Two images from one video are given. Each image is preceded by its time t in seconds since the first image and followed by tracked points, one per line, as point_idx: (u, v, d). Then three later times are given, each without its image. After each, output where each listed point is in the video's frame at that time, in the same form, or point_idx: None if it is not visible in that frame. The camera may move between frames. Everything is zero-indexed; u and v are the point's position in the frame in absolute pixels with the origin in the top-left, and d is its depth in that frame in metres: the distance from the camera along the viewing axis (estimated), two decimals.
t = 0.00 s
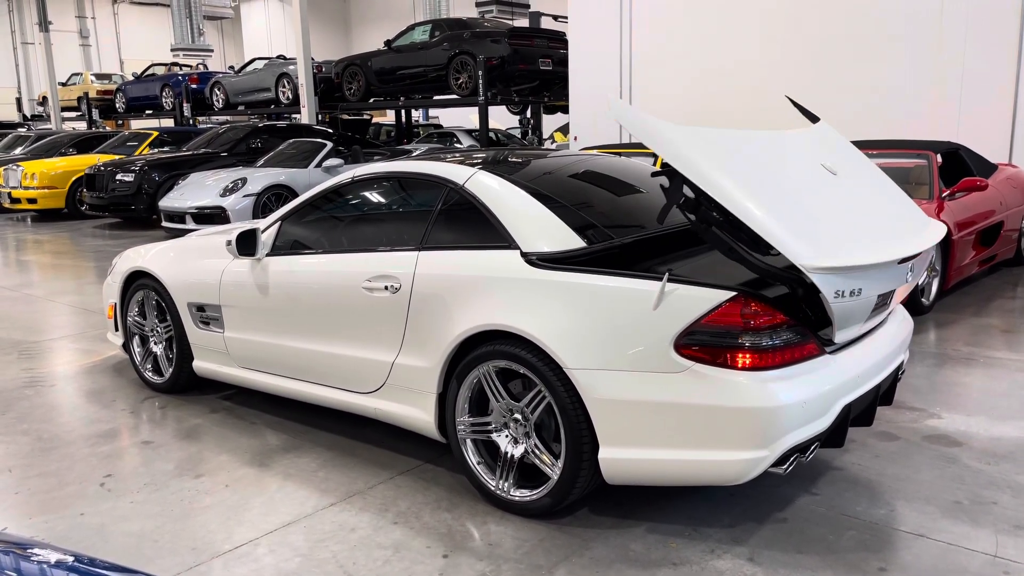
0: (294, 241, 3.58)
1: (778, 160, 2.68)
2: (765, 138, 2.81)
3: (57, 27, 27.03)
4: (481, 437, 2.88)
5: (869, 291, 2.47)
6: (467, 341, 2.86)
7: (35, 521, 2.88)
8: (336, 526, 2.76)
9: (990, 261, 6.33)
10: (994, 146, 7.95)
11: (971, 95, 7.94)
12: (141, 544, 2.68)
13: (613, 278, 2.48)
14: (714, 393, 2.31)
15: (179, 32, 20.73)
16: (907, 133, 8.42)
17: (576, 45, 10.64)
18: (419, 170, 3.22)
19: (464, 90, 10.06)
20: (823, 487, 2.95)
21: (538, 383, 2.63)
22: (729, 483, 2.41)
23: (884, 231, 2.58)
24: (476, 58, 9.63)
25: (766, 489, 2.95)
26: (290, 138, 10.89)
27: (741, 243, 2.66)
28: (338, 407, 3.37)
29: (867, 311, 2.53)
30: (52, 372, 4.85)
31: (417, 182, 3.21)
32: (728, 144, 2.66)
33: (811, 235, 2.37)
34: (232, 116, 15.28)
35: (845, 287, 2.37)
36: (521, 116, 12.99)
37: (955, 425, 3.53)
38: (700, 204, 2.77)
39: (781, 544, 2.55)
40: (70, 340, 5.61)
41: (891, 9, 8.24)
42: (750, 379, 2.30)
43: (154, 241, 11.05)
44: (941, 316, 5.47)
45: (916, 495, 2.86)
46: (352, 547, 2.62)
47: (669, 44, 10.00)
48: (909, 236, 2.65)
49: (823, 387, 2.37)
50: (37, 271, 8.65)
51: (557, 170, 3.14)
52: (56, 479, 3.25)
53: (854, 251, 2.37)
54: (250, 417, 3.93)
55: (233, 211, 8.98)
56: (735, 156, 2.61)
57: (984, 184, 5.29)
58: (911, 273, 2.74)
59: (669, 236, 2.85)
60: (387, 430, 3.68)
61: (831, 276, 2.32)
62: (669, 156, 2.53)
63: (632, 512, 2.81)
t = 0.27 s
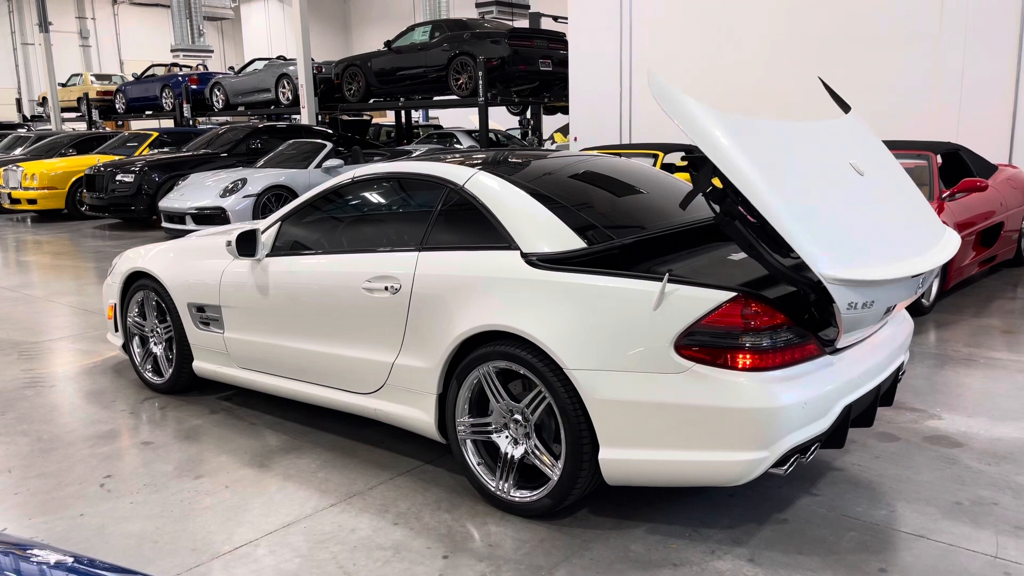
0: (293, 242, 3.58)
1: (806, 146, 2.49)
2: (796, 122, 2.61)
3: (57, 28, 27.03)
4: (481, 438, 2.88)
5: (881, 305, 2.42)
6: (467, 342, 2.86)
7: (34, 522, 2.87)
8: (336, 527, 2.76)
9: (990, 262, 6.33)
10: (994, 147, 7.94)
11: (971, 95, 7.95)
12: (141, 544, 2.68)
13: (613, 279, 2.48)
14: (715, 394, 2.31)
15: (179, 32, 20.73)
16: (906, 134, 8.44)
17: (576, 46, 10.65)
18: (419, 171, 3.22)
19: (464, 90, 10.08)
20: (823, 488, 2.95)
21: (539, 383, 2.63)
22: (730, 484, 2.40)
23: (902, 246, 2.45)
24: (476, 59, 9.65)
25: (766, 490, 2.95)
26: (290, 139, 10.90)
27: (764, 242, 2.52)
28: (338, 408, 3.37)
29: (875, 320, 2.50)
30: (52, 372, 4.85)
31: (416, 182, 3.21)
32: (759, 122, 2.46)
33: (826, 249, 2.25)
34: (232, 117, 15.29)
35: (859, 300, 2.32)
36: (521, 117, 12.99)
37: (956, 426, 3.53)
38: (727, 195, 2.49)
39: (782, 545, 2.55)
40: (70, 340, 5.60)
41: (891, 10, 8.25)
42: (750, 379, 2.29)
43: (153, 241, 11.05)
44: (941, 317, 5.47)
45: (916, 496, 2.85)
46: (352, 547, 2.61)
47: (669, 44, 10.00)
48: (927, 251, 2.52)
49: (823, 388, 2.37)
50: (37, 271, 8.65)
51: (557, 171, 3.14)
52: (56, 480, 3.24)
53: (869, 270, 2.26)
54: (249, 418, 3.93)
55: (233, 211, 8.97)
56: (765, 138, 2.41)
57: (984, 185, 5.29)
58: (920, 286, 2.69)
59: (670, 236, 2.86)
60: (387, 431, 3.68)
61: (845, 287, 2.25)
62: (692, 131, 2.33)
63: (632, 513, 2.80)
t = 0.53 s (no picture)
0: (294, 242, 3.57)
1: (823, 142, 2.47)
2: (816, 120, 2.56)
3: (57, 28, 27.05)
4: (482, 438, 2.88)
5: (887, 313, 2.39)
6: (468, 343, 2.86)
7: (35, 522, 2.87)
8: (336, 528, 2.75)
9: (991, 262, 6.32)
10: (994, 147, 7.94)
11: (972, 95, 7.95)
12: (142, 545, 2.68)
13: (614, 279, 2.48)
14: (716, 394, 2.30)
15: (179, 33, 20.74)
16: (907, 134, 8.45)
17: (576, 46, 10.66)
18: (418, 171, 3.22)
19: (464, 90, 10.09)
20: (824, 489, 2.94)
21: (539, 384, 2.63)
22: (731, 485, 2.40)
23: (911, 250, 2.44)
24: (476, 59, 9.65)
25: (767, 490, 2.95)
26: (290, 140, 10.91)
27: (775, 244, 2.46)
28: (339, 408, 3.37)
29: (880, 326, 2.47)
30: (52, 373, 4.85)
31: (416, 183, 3.21)
32: (776, 115, 2.44)
33: (836, 249, 2.24)
34: (232, 117, 15.29)
35: (865, 308, 2.29)
36: (522, 117, 12.99)
37: (956, 426, 3.52)
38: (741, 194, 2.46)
39: (783, 546, 2.54)
40: (70, 341, 5.60)
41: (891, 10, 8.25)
42: (752, 379, 2.29)
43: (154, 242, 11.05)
44: (941, 317, 5.46)
45: (917, 497, 2.85)
46: (353, 548, 2.61)
47: (669, 45, 10.00)
48: (937, 258, 2.50)
49: (824, 388, 2.36)
50: (37, 272, 8.65)
51: (557, 171, 3.14)
52: (57, 481, 3.24)
53: (875, 275, 2.26)
54: (250, 418, 3.93)
55: (233, 212, 8.97)
56: (781, 131, 2.39)
57: (985, 185, 5.28)
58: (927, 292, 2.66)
59: (671, 236, 2.86)
60: (387, 431, 3.68)
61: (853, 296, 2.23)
62: (708, 120, 2.32)
63: (632, 513, 2.80)
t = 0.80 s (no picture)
0: (294, 242, 3.57)
1: (823, 141, 2.47)
2: (816, 119, 2.56)
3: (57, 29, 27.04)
4: (482, 438, 2.88)
5: (887, 313, 2.38)
6: (468, 343, 2.86)
7: (35, 522, 2.87)
8: (337, 528, 2.75)
9: (990, 263, 6.31)
10: (994, 147, 7.94)
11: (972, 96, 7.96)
12: (142, 545, 2.68)
13: (614, 279, 2.48)
14: (716, 394, 2.30)
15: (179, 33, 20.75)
16: (907, 134, 8.45)
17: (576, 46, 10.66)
18: (417, 170, 3.22)
19: (464, 91, 10.09)
20: (824, 489, 2.94)
21: (539, 384, 2.63)
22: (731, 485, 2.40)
23: (912, 249, 2.44)
24: (476, 60, 9.66)
25: (767, 490, 2.95)
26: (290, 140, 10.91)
27: (775, 243, 2.45)
28: (339, 409, 3.37)
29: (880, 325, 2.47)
30: (52, 373, 4.85)
31: (416, 183, 3.21)
32: (776, 114, 2.44)
33: (836, 249, 2.24)
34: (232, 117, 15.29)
35: (865, 307, 2.29)
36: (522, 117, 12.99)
37: (957, 426, 3.52)
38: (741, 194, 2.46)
39: (783, 546, 2.54)
40: (70, 341, 5.60)
41: (891, 10, 8.25)
42: (752, 380, 2.29)
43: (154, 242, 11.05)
44: (941, 317, 5.46)
45: (918, 497, 2.85)
46: (353, 548, 2.61)
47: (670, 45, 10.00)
48: (937, 257, 2.50)
49: (824, 388, 2.36)
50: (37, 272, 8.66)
51: (557, 171, 3.14)
52: (57, 481, 3.24)
53: (875, 275, 2.26)
54: (250, 418, 3.93)
55: (233, 212, 8.97)
56: (781, 131, 2.39)
57: (985, 185, 5.28)
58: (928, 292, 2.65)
59: (671, 236, 2.86)
60: (387, 432, 3.68)
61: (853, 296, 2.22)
62: (708, 120, 2.32)
63: (632, 513, 2.80)
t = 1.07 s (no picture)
0: (294, 243, 3.58)
1: (823, 141, 2.47)
2: (817, 120, 2.57)
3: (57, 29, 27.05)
4: (482, 438, 2.88)
5: (886, 313, 2.39)
6: (468, 343, 2.85)
7: (35, 522, 2.87)
8: (337, 528, 2.75)
9: (990, 263, 6.31)
10: (994, 148, 7.94)
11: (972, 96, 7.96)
12: (142, 545, 2.68)
13: (614, 279, 2.48)
14: (716, 394, 2.30)
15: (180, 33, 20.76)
16: (907, 134, 8.44)
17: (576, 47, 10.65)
18: (418, 170, 3.22)
19: (464, 91, 10.09)
20: (824, 489, 2.94)
21: (539, 384, 2.63)
22: (732, 485, 2.40)
23: (912, 249, 2.44)
24: (476, 60, 9.66)
25: (768, 491, 2.95)
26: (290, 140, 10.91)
27: (775, 244, 2.44)
28: (339, 409, 3.37)
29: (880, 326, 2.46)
30: (52, 373, 4.85)
31: (416, 183, 3.21)
32: (776, 114, 2.44)
33: (836, 250, 2.24)
34: (232, 117, 15.30)
35: (865, 307, 2.29)
36: (522, 118, 12.98)
37: (957, 427, 3.52)
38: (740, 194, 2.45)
39: (784, 546, 2.54)
40: (70, 341, 5.61)
41: (891, 10, 8.25)
42: (753, 379, 2.29)
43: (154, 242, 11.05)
44: (942, 317, 5.45)
45: (918, 497, 2.85)
46: (353, 548, 2.61)
47: (670, 44, 9.99)
48: (937, 257, 2.50)
49: (824, 388, 2.36)
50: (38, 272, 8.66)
51: (557, 171, 3.14)
52: (58, 481, 3.24)
53: (875, 275, 2.25)
54: (250, 419, 3.93)
55: (233, 212, 8.97)
56: (781, 131, 2.39)
57: (985, 185, 5.28)
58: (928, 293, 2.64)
59: (671, 236, 2.86)
60: (387, 432, 3.67)
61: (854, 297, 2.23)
62: (708, 121, 2.31)
63: (633, 513, 2.80)
